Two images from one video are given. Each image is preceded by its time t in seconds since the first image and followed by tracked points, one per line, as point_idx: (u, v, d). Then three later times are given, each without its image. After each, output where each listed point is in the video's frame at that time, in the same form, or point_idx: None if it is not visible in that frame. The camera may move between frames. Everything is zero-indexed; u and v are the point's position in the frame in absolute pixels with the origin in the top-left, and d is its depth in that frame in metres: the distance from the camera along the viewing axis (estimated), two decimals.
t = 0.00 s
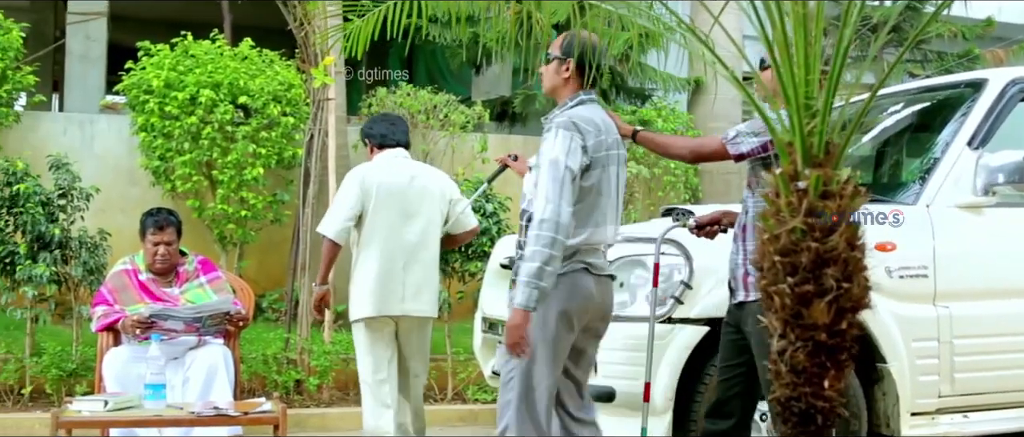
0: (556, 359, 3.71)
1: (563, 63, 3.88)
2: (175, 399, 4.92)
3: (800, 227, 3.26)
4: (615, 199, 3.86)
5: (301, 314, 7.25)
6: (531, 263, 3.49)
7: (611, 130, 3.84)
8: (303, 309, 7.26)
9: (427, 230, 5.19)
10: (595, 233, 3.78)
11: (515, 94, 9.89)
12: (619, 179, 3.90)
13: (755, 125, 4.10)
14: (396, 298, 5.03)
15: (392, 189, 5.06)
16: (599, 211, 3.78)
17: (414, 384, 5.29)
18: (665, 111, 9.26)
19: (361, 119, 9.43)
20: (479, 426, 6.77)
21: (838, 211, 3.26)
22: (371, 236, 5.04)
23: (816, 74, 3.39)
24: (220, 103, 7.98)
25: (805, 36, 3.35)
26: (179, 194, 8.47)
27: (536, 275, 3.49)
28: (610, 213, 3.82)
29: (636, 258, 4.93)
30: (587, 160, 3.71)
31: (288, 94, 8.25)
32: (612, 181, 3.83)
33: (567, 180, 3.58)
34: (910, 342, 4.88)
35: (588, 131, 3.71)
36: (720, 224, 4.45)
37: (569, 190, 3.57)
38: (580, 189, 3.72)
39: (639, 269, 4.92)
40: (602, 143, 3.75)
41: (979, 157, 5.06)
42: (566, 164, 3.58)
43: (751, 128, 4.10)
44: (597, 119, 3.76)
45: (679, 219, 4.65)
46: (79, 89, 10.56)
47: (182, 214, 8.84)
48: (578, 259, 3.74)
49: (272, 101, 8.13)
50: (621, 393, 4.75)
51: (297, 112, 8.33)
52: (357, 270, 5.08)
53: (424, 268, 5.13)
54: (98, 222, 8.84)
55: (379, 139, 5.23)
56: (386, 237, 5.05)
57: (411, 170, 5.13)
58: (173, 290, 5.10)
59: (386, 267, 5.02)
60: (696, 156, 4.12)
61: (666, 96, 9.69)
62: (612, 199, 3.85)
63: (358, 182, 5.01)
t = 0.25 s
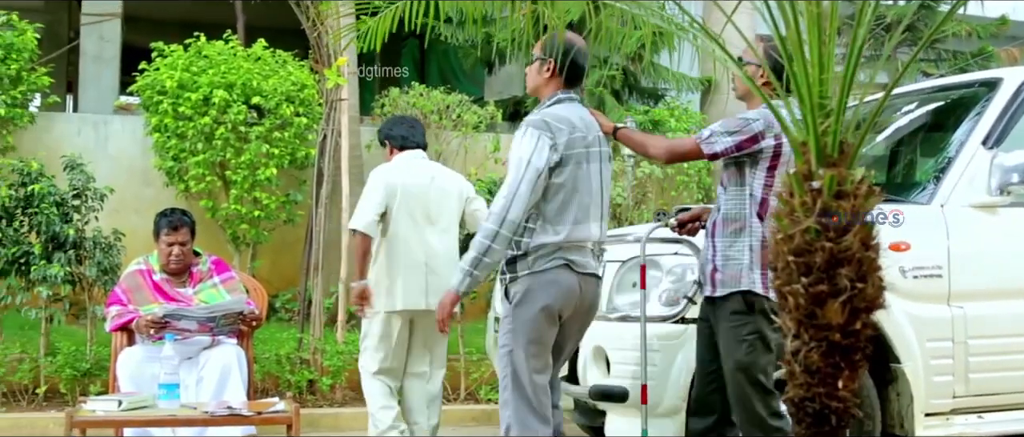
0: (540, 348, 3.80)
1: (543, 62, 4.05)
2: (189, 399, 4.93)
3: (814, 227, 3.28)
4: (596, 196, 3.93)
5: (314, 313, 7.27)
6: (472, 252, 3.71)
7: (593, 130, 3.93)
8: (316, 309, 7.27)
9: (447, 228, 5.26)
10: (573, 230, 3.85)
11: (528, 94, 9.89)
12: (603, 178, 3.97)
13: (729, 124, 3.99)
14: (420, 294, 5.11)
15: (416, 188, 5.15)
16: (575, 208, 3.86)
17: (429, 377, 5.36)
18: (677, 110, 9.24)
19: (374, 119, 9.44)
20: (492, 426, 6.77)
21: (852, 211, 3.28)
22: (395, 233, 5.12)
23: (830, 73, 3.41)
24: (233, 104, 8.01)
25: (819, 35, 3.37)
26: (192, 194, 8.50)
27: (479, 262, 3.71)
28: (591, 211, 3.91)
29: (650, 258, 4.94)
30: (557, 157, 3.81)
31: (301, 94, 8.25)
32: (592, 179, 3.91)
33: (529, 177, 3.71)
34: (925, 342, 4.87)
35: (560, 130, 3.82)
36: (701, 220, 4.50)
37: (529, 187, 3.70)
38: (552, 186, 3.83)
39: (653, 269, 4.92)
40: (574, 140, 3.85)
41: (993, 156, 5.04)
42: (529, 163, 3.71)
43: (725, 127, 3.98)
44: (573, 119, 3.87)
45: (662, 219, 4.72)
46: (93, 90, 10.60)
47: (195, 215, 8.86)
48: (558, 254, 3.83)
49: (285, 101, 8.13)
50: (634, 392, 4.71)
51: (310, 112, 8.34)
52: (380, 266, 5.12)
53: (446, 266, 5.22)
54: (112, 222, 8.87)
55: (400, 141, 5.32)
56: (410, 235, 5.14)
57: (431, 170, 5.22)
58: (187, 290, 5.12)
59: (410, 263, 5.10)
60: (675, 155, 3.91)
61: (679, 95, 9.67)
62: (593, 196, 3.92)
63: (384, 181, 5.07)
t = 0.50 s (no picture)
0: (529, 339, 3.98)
1: (547, 68, 4.16)
2: (205, 399, 4.93)
3: (830, 226, 3.33)
4: (590, 199, 4.11)
5: (330, 314, 7.29)
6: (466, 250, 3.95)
7: (587, 136, 4.12)
8: (331, 309, 7.28)
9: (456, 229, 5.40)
10: (564, 231, 4.03)
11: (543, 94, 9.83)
12: (598, 182, 4.14)
13: (711, 125, 3.98)
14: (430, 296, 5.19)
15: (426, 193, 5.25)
16: (566, 210, 4.04)
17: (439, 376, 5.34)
18: (693, 110, 9.23)
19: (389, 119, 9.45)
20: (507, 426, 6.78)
21: (869, 210, 3.33)
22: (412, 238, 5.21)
23: (845, 72, 3.42)
24: (248, 104, 8.03)
25: (835, 34, 3.40)
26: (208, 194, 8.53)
27: (467, 258, 3.96)
28: (584, 213, 4.08)
29: (665, 258, 4.92)
30: (548, 160, 3.98)
31: (316, 95, 8.27)
32: (586, 182, 4.08)
33: (520, 179, 3.90)
34: (941, 343, 4.85)
35: (553, 134, 4.01)
36: (688, 213, 4.62)
37: (520, 189, 3.89)
38: (543, 188, 4.00)
39: (667, 269, 4.91)
40: (564, 145, 4.01)
41: (1010, 155, 5.01)
42: (520, 165, 3.89)
43: (708, 128, 3.98)
44: (567, 124, 4.06)
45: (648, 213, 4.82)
46: (109, 91, 10.65)
47: (211, 215, 8.89)
48: (548, 256, 4.01)
49: (300, 102, 8.14)
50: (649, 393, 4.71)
51: (325, 113, 8.34)
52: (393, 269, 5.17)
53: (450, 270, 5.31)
54: (128, 223, 8.91)
55: (408, 147, 5.39)
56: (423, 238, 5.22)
57: (437, 177, 5.32)
58: (203, 290, 5.13)
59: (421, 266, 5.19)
60: (660, 159, 3.96)
61: (693, 95, 9.65)
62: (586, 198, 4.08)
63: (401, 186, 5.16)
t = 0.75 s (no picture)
0: (516, 343, 4.02)
1: (549, 72, 4.20)
2: (219, 399, 4.96)
3: (846, 227, 3.34)
4: (590, 197, 4.12)
5: (343, 314, 7.30)
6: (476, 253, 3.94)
7: (588, 135, 4.13)
8: (345, 310, 7.30)
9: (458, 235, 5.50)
10: (565, 229, 4.05)
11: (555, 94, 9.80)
12: (598, 180, 4.16)
13: (694, 124, 4.02)
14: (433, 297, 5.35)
15: (430, 199, 5.38)
16: (565, 208, 4.05)
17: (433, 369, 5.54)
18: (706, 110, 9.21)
19: (402, 120, 9.45)
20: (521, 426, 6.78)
21: (884, 211, 3.34)
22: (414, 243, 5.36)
23: (860, 72, 3.43)
24: (262, 105, 8.05)
25: (850, 33, 3.40)
26: (222, 195, 8.55)
27: (482, 259, 3.94)
28: (585, 211, 4.09)
29: (678, 258, 4.93)
30: (548, 160, 4.00)
31: (330, 95, 8.29)
32: (586, 180, 4.09)
33: (520, 178, 3.93)
34: (956, 343, 4.83)
35: (552, 133, 4.03)
36: (679, 216, 4.64)
37: (520, 187, 3.92)
38: (543, 186, 4.01)
39: (681, 269, 4.92)
40: (563, 144, 4.04)
41: None
42: (521, 165, 3.93)
43: (691, 128, 4.02)
44: (566, 123, 4.08)
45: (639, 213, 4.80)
46: (124, 91, 10.68)
47: (225, 216, 8.92)
48: (545, 255, 4.01)
49: (314, 102, 8.16)
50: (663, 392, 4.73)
51: (338, 114, 8.36)
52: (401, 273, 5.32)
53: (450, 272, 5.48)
54: (143, 223, 8.95)
55: (410, 153, 5.47)
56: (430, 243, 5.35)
57: (437, 184, 5.46)
58: (217, 291, 5.15)
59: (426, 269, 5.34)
60: (646, 161, 3.96)
61: (707, 95, 9.62)
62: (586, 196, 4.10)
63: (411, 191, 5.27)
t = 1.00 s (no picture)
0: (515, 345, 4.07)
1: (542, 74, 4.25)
2: (234, 399, 4.97)
3: (862, 226, 3.33)
4: (582, 197, 4.19)
5: (359, 314, 7.30)
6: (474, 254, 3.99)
7: (580, 136, 4.18)
8: (360, 309, 7.30)
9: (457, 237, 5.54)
10: (558, 229, 4.10)
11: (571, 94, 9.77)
12: (590, 180, 4.22)
13: (674, 127, 4.07)
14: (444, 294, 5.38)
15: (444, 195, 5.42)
16: (558, 208, 4.11)
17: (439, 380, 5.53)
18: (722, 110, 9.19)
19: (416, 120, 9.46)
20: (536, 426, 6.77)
21: (902, 211, 3.33)
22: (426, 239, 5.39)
23: (876, 71, 3.42)
24: (278, 105, 8.07)
25: (867, 32, 3.39)
26: (238, 195, 8.58)
27: (483, 261, 3.98)
28: (577, 210, 4.15)
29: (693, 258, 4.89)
30: (540, 161, 4.06)
31: (345, 96, 8.30)
32: (578, 181, 4.15)
33: (513, 180, 3.99)
34: (973, 343, 4.80)
35: (543, 135, 4.07)
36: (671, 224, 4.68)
37: (513, 189, 3.98)
38: (536, 187, 4.07)
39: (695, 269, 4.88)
40: (555, 145, 4.09)
41: None
42: (514, 167, 3.98)
43: (671, 130, 4.07)
44: (558, 125, 4.12)
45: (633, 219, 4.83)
46: (140, 92, 10.72)
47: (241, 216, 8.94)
48: (537, 253, 4.07)
49: (329, 103, 8.18)
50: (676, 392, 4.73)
51: (353, 114, 8.37)
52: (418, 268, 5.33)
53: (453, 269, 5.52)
54: (159, 223, 8.98)
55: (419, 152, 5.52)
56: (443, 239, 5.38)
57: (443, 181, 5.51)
58: (233, 290, 5.16)
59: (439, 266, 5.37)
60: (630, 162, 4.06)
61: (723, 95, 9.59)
62: (577, 196, 4.16)
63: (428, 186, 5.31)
